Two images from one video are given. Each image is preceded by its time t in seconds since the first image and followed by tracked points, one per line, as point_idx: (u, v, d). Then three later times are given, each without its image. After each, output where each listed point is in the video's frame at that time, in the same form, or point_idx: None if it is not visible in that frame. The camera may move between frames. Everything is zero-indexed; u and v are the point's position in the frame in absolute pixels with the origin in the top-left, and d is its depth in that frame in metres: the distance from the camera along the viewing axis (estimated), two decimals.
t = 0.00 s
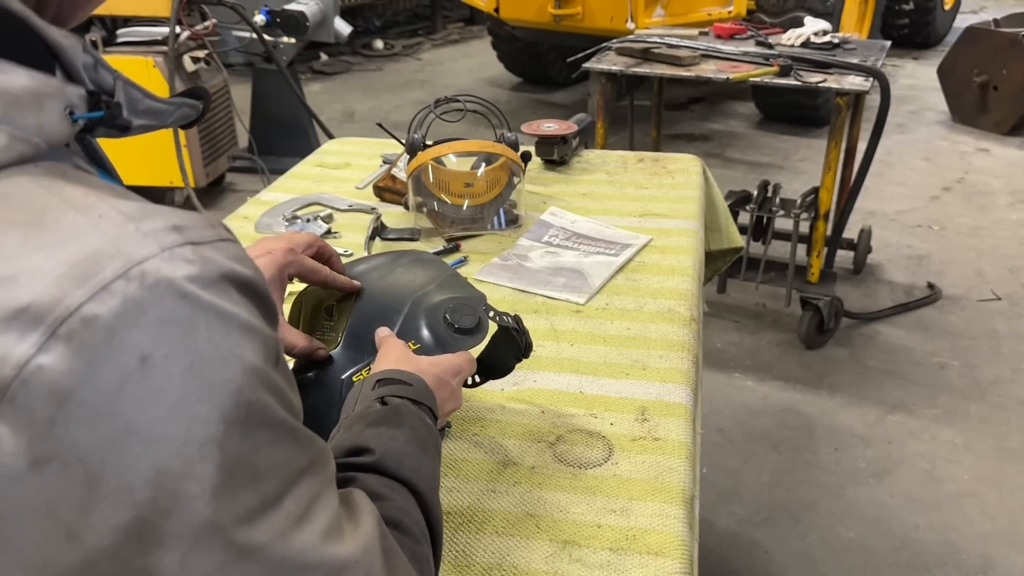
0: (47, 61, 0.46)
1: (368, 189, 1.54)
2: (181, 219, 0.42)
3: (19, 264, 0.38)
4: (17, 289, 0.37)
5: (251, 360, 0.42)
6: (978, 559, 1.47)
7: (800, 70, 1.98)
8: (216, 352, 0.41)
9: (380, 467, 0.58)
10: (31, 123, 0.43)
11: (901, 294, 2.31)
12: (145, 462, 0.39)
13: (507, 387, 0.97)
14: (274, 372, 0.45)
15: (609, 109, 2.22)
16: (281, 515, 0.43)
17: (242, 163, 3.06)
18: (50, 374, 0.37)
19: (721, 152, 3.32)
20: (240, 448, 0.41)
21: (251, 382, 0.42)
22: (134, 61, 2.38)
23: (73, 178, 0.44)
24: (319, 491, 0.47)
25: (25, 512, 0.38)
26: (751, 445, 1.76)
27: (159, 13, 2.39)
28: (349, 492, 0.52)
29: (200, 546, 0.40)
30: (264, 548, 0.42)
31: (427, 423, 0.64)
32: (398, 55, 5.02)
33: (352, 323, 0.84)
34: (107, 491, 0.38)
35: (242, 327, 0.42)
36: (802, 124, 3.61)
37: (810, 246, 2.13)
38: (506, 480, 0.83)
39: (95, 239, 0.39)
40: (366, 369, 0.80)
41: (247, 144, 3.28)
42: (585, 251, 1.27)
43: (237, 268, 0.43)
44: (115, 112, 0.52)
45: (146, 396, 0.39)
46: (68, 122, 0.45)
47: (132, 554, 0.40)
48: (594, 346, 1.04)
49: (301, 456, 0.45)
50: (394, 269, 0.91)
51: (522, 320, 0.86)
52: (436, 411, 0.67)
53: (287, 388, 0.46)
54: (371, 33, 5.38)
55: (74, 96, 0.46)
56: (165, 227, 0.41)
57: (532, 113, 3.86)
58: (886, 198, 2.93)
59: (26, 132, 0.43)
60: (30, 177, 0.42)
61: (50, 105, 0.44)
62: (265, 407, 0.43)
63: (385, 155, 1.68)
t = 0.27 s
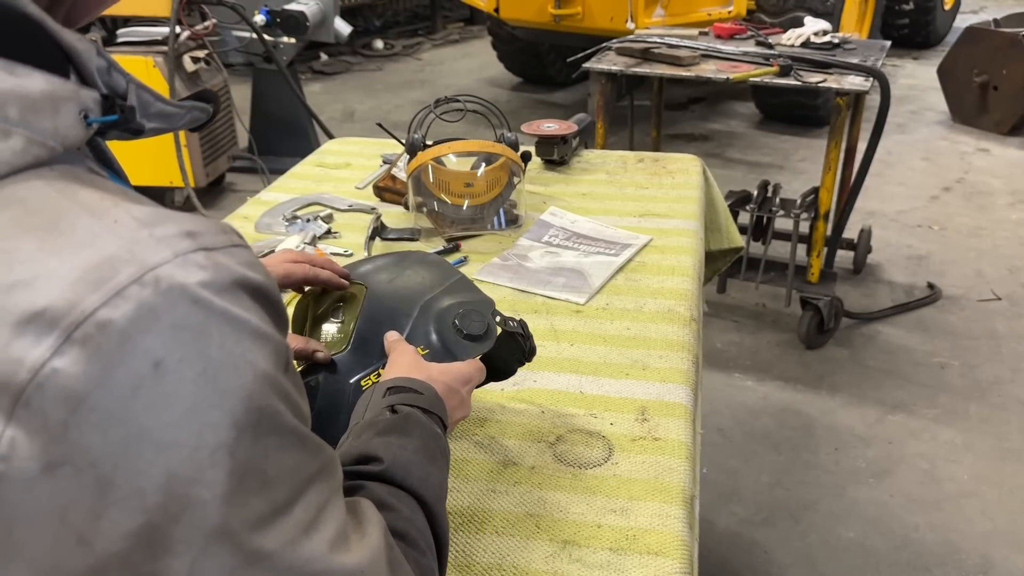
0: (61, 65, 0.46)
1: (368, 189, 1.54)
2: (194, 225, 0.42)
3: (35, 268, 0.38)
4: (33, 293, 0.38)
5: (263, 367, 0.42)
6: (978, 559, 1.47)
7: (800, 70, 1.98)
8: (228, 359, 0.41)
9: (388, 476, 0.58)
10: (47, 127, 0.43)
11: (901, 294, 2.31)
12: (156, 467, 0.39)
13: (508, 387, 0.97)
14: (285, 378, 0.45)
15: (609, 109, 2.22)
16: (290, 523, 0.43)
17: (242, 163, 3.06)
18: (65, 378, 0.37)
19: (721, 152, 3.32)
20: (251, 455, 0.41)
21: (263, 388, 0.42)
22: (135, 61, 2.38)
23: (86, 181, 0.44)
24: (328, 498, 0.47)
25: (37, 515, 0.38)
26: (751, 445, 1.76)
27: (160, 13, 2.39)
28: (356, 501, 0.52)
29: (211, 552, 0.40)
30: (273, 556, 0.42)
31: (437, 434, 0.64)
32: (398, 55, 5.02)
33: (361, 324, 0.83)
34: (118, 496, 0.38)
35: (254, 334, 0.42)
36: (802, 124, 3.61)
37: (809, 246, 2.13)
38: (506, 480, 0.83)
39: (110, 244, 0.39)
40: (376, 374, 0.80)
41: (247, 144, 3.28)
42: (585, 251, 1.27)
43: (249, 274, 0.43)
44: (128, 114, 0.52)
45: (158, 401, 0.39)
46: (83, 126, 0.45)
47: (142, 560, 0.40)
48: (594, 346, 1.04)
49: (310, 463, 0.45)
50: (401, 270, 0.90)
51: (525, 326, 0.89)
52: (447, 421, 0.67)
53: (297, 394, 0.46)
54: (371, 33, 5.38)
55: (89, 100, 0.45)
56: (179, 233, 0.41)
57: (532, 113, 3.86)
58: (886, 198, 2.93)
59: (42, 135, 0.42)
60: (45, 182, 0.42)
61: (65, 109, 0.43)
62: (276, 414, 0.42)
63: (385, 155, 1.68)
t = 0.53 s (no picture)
0: (65, 62, 0.46)
1: (368, 189, 1.55)
2: (198, 219, 0.42)
3: (41, 260, 0.38)
4: (40, 285, 0.37)
5: (268, 359, 0.42)
6: (977, 559, 1.47)
7: (800, 70, 1.98)
8: (234, 351, 0.41)
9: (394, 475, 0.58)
10: (49, 122, 0.42)
11: (901, 294, 2.31)
12: (164, 458, 0.39)
13: (508, 387, 0.97)
14: (290, 371, 0.45)
15: (609, 108, 2.22)
16: (296, 515, 0.43)
17: (242, 163, 3.06)
18: (72, 369, 0.37)
19: (721, 152, 3.32)
20: (257, 446, 0.41)
21: (268, 380, 0.42)
22: (135, 61, 2.38)
23: (88, 176, 0.44)
24: (334, 491, 0.47)
25: (44, 507, 0.38)
26: (751, 445, 1.76)
27: (160, 13, 2.39)
28: (361, 497, 0.52)
29: (218, 543, 0.41)
30: (280, 547, 0.42)
31: (443, 435, 0.64)
32: (398, 55, 5.02)
33: (368, 324, 0.83)
34: (126, 487, 0.39)
35: (259, 326, 0.42)
36: (802, 124, 3.61)
37: (810, 246, 2.13)
38: (506, 479, 0.83)
39: (115, 236, 0.39)
40: (381, 375, 0.80)
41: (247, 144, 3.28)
42: (585, 251, 1.27)
43: (252, 267, 0.43)
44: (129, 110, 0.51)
45: (165, 393, 0.39)
46: (85, 121, 0.45)
47: (150, 551, 0.40)
48: (594, 346, 1.04)
49: (316, 456, 0.46)
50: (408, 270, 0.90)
51: (530, 330, 0.89)
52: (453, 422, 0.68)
53: (301, 387, 0.46)
54: (371, 33, 5.38)
55: (90, 95, 0.45)
56: (183, 226, 0.41)
57: (532, 113, 3.86)
58: (886, 198, 2.93)
59: (45, 130, 0.42)
60: (50, 175, 0.42)
61: (67, 104, 0.43)
62: (281, 406, 0.43)
63: (385, 155, 1.68)
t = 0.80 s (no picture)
0: (62, 54, 0.45)
1: (368, 189, 1.54)
2: (199, 206, 0.43)
3: (46, 246, 0.38)
4: (45, 271, 0.37)
5: (271, 344, 0.42)
6: (978, 559, 1.47)
7: (800, 70, 1.98)
8: (237, 336, 0.41)
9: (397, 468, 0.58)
10: (50, 112, 0.42)
11: (901, 294, 2.31)
12: (169, 441, 0.39)
13: (508, 387, 0.97)
14: (291, 357, 0.45)
15: (609, 108, 2.22)
16: (301, 499, 0.43)
17: (242, 163, 3.06)
18: (78, 353, 0.37)
19: (721, 152, 3.32)
20: (261, 430, 0.41)
21: (270, 365, 0.42)
22: (135, 61, 2.38)
23: (89, 166, 0.43)
24: (337, 478, 0.47)
25: (51, 492, 0.38)
26: (751, 445, 1.76)
27: (160, 13, 2.39)
28: (364, 486, 0.52)
29: (224, 527, 0.40)
30: (285, 531, 0.42)
31: (447, 431, 0.64)
32: (398, 55, 5.02)
33: (371, 327, 0.83)
34: (132, 471, 0.39)
35: (260, 312, 0.42)
36: (802, 124, 3.61)
37: (810, 246, 2.13)
38: (506, 480, 0.83)
39: (118, 223, 0.39)
40: (381, 378, 0.80)
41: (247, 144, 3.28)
42: (585, 251, 1.27)
43: (252, 255, 0.43)
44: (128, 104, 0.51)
45: (170, 375, 0.39)
46: (85, 112, 0.44)
47: (156, 535, 0.40)
48: (594, 346, 1.04)
49: (318, 442, 0.46)
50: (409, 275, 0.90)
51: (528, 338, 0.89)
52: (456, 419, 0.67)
53: (302, 374, 0.46)
54: (371, 33, 5.38)
55: (89, 86, 0.45)
56: (184, 214, 0.42)
57: (532, 113, 3.86)
58: (886, 198, 2.93)
59: (47, 121, 0.42)
60: (52, 165, 0.42)
61: (68, 95, 0.43)
62: (283, 390, 0.43)
63: (385, 155, 1.68)
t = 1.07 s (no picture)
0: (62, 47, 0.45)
1: (368, 189, 1.54)
2: (194, 195, 0.42)
3: (43, 231, 0.38)
4: (43, 256, 0.38)
5: (266, 332, 0.42)
6: (978, 559, 1.47)
7: (800, 70, 1.98)
8: (232, 323, 0.41)
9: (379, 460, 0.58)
10: (47, 102, 0.42)
11: (901, 294, 2.31)
12: (165, 428, 0.39)
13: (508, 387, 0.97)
14: (286, 347, 0.45)
15: (609, 108, 2.22)
16: (297, 489, 0.43)
17: (242, 163, 3.06)
18: (75, 338, 0.37)
19: (721, 152, 3.32)
20: (257, 418, 0.41)
21: (266, 353, 0.42)
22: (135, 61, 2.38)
23: (86, 156, 0.44)
24: (331, 468, 0.47)
25: (48, 476, 0.38)
26: (751, 445, 1.76)
27: (160, 13, 2.39)
28: (354, 482, 0.52)
29: (220, 514, 0.40)
30: (281, 520, 0.42)
31: (432, 421, 0.63)
32: (398, 55, 5.02)
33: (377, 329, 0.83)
34: (128, 457, 0.38)
35: (255, 301, 0.42)
36: (802, 124, 3.61)
37: (810, 246, 2.12)
38: (506, 480, 0.83)
39: (114, 209, 0.40)
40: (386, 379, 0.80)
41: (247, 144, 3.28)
42: (585, 251, 1.27)
43: (248, 244, 0.43)
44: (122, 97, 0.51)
45: (166, 361, 0.39)
46: (82, 103, 0.45)
47: (153, 521, 0.40)
48: (594, 346, 1.04)
49: (314, 431, 0.45)
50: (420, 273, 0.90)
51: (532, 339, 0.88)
52: (444, 410, 0.66)
53: (297, 364, 0.46)
54: (371, 33, 5.38)
55: (87, 77, 0.45)
56: (180, 202, 0.41)
57: (532, 113, 3.86)
58: (886, 198, 2.93)
59: (43, 110, 0.42)
60: (48, 153, 0.42)
61: (65, 85, 0.43)
62: (279, 379, 0.43)
63: (385, 155, 1.68)
